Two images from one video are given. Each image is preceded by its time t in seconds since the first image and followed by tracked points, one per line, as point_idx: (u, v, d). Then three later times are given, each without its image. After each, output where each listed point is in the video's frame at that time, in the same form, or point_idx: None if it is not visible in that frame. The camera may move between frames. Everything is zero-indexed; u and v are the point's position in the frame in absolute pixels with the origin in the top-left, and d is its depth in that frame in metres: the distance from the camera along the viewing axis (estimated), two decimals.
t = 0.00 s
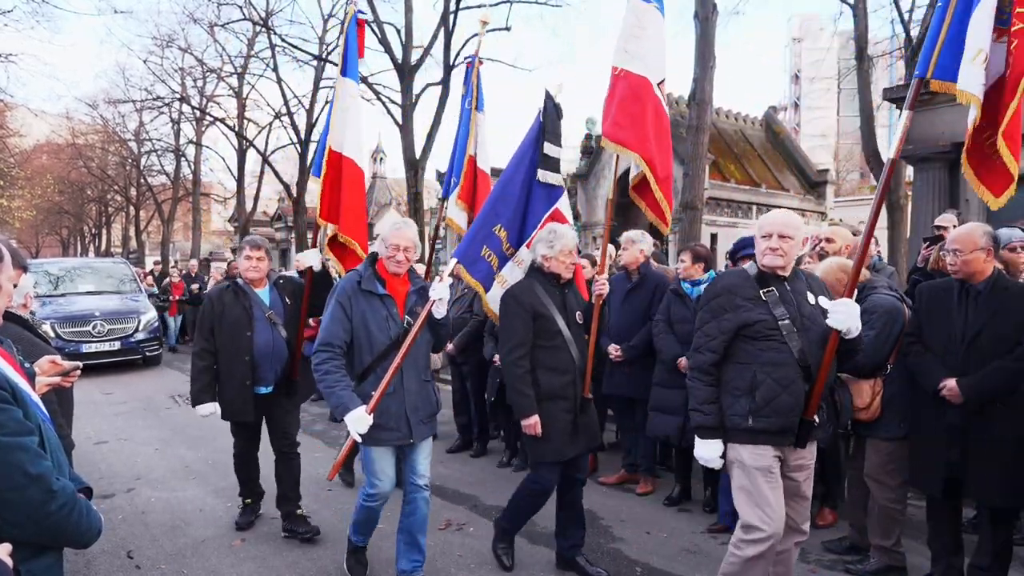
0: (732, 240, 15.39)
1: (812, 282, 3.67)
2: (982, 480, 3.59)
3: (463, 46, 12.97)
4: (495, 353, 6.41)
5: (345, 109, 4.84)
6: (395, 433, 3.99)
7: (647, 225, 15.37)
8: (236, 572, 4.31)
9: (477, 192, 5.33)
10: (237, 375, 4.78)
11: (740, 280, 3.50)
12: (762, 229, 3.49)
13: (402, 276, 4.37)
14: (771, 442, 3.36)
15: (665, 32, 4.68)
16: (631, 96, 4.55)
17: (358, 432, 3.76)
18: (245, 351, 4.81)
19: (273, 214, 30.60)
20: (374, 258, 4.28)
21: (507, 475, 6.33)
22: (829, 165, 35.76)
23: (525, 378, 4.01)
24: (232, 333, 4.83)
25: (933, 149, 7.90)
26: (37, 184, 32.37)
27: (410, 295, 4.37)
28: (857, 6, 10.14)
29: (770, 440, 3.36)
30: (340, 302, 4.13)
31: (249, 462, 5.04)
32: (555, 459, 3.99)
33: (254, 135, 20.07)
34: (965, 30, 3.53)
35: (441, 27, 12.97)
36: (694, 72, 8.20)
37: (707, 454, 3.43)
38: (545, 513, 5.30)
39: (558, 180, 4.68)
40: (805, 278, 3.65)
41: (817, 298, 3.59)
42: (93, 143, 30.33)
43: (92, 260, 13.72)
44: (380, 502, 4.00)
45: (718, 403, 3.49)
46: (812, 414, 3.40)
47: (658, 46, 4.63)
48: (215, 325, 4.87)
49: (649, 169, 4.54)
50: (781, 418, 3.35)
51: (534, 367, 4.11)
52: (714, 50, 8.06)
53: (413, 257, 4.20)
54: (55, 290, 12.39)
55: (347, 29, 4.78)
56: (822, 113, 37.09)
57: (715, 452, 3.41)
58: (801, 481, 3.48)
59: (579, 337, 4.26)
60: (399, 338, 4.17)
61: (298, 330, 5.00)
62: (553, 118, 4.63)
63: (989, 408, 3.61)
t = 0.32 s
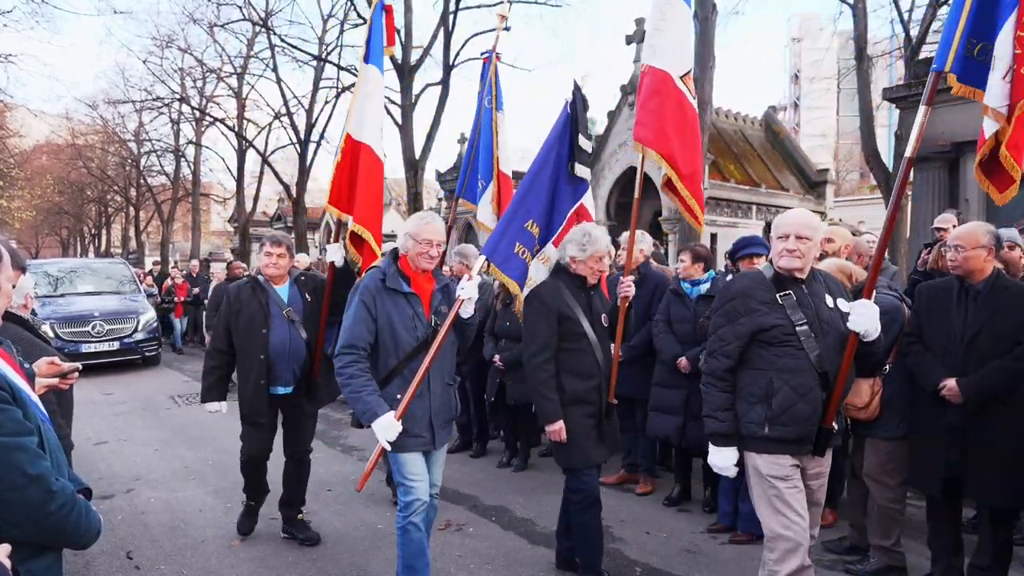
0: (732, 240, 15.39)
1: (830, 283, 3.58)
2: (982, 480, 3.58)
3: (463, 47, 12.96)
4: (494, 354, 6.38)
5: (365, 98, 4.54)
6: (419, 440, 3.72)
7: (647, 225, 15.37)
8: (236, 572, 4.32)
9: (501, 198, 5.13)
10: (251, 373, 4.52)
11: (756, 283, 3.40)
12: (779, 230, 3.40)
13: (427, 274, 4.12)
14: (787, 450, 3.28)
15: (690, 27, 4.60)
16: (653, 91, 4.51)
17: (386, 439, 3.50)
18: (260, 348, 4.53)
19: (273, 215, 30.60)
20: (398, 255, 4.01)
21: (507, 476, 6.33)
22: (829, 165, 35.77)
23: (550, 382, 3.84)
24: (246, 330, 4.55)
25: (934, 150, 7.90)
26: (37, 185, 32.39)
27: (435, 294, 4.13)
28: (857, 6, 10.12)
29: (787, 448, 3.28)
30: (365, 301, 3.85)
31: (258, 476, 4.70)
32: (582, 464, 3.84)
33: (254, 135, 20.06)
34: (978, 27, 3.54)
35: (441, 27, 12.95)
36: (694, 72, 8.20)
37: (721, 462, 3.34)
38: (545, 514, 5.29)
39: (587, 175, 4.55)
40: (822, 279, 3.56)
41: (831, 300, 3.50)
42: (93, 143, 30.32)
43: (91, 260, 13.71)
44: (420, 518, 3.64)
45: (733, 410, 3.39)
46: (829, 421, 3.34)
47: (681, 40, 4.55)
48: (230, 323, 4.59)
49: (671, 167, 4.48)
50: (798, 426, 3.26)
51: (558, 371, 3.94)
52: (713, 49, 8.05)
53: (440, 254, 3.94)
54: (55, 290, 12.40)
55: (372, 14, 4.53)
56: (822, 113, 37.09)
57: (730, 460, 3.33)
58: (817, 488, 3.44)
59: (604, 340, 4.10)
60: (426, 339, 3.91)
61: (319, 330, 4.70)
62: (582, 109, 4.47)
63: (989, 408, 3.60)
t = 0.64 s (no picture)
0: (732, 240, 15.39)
1: (845, 283, 3.47)
2: (982, 480, 3.58)
3: (462, 47, 12.94)
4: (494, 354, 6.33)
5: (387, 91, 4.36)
6: (454, 455, 3.44)
7: (646, 225, 15.38)
8: (236, 572, 4.32)
9: (522, 193, 4.89)
10: (262, 384, 4.27)
11: (767, 283, 3.28)
12: (791, 225, 3.30)
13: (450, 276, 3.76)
14: (811, 459, 3.15)
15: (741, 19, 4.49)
16: (697, 82, 4.47)
17: (423, 459, 3.23)
18: (270, 357, 4.30)
19: (273, 215, 30.61)
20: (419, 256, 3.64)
21: (507, 476, 6.31)
22: (829, 165, 35.76)
23: (572, 386, 3.77)
24: (255, 337, 4.32)
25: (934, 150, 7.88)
26: (37, 184, 32.40)
27: (458, 296, 3.80)
28: (856, 6, 10.11)
29: (809, 458, 3.15)
30: (389, 308, 3.50)
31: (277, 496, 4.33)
32: (601, 475, 3.78)
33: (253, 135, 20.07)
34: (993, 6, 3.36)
35: (441, 28, 12.93)
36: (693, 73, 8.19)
37: (743, 472, 3.20)
38: (545, 514, 5.29)
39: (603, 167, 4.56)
40: (833, 275, 3.45)
41: (847, 298, 3.39)
42: (93, 143, 30.31)
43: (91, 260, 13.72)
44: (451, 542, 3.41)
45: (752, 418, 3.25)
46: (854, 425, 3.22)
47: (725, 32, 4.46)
48: (239, 327, 4.38)
49: (710, 162, 4.43)
50: (824, 433, 3.14)
51: (579, 373, 3.86)
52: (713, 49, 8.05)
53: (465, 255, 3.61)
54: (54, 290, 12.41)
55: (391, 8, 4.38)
56: (822, 113, 37.06)
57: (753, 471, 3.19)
58: (846, 495, 3.30)
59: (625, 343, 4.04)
60: (454, 346, 3.62)
61: (331, 336, 4.51)
62: (598, 100, 4.54)
63: (989, 408, 3.60)
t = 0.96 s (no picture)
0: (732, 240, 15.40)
1: (871, 287, 3.37)
2: (982, 480, 3.58)
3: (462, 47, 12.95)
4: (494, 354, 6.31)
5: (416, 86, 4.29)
6: (483, 459, 3.34)
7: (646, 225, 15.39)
8: (235, 572, 4.32)
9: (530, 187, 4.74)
10: (272, 391, 4.24)
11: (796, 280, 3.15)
12: (831, 222, 3.15)
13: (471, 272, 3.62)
14: (836, 467, 3.04)
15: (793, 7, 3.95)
16: (748, 81, 3.93)
17: (457, 465, 3.09)
18: (279, 362, 4.26)
19: (272, 215, 30.61)
20: (439, 252, 3.49)
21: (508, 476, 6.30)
22: (828, 164, 35.75)
23: (598, 388, 3.61)
24: (263, 340, 4.28)
25: (934, 150, 7.87)
26: (37, 184, 32.42)
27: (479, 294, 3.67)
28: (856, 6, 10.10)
29: (836, 465, 3.03)
30: (411, 306, 3.34)
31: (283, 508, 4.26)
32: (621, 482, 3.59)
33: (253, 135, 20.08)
34: None
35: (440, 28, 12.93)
36: (693, 72, 8.18)
37: (762, 480, 3.04)
38: (545, 514, 5.28)
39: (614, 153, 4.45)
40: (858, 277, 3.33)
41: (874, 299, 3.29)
42: (92, 143, 30.29)
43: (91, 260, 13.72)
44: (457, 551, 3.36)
45: (778, 423, 3.11)
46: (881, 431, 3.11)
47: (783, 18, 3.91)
48: (244, 330, 4.31)
49: (776, 165, 3.90)
50: (855, 440, 3.02)
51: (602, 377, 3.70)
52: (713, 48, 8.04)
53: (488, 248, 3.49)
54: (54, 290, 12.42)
55: None
56: (821, 113, 37.04)
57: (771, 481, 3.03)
58: (880, 492, 3.16)
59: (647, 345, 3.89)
60: (479, 345, 3.48)
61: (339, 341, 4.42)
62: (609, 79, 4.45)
63: (989, 408, 3.61)
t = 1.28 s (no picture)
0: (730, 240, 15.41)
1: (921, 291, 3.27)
2: (983, 480, 3.58)
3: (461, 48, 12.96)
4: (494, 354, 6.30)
5: (446, 79, 4.30)
6: (514, 467, 3.30)
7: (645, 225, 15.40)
8: (235, 572, 4.32)
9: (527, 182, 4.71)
10: (284, 397, 4.15)
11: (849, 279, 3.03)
12: (890, 220, 3.02)
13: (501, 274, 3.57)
14: (896, 477, 2.90)
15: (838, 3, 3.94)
16: (795, 77, 3.90)
17: (491, 474, 3.05)
18: (292, 367, 4.18)
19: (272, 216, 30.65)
20: (469, 252, 3.43)
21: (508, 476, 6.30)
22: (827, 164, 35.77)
23: (635, 394, 3.58)
24: (275, 343, 4.18)
25: (934, 150, 7.87)
26: (37, 185, 32.47)
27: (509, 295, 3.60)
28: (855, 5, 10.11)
29: (896, 475, 2.90)
30: (441, 309, 3.29)
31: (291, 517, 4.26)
32: (659, 490, 3.56)
33: (252, 135, 20.10)
34: None
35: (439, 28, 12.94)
36: (693, 71, 8.18)
37: (824, 490, 2.90)
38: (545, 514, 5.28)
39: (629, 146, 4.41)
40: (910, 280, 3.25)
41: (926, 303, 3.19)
42: (92, 144, 30.34)
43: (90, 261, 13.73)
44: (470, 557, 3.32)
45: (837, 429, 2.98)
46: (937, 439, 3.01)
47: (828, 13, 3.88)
48: (256, 332, 4.21)
49: (831, 161, 3.87)
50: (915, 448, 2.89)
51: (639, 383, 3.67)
52: (712, 48, 8.03)
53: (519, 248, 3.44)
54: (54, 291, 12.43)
55: None
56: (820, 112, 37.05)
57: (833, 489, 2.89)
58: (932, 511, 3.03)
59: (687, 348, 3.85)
60: (508, 349, 3.42)
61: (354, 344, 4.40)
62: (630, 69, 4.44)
63: (989, 407, 3.61)
